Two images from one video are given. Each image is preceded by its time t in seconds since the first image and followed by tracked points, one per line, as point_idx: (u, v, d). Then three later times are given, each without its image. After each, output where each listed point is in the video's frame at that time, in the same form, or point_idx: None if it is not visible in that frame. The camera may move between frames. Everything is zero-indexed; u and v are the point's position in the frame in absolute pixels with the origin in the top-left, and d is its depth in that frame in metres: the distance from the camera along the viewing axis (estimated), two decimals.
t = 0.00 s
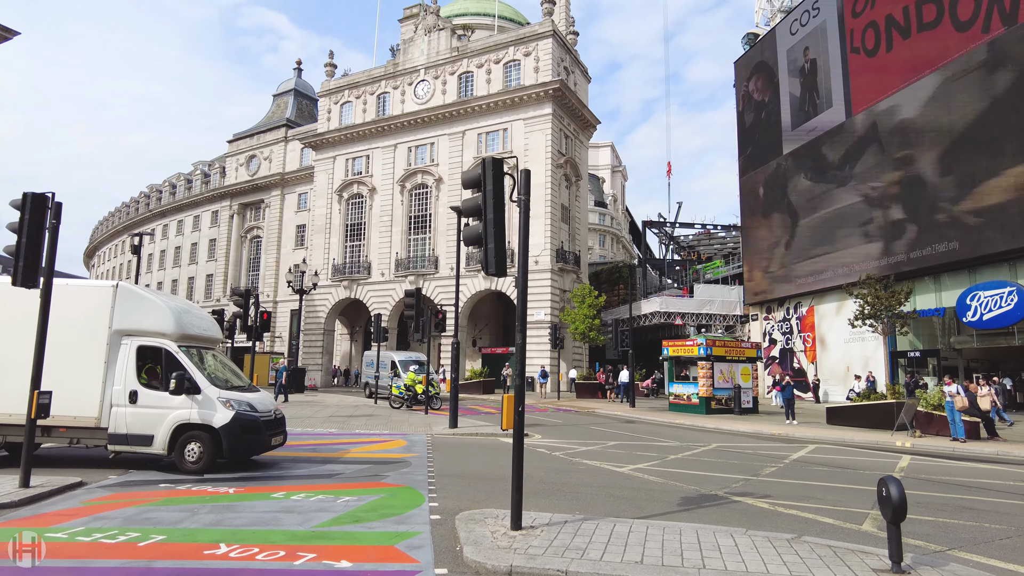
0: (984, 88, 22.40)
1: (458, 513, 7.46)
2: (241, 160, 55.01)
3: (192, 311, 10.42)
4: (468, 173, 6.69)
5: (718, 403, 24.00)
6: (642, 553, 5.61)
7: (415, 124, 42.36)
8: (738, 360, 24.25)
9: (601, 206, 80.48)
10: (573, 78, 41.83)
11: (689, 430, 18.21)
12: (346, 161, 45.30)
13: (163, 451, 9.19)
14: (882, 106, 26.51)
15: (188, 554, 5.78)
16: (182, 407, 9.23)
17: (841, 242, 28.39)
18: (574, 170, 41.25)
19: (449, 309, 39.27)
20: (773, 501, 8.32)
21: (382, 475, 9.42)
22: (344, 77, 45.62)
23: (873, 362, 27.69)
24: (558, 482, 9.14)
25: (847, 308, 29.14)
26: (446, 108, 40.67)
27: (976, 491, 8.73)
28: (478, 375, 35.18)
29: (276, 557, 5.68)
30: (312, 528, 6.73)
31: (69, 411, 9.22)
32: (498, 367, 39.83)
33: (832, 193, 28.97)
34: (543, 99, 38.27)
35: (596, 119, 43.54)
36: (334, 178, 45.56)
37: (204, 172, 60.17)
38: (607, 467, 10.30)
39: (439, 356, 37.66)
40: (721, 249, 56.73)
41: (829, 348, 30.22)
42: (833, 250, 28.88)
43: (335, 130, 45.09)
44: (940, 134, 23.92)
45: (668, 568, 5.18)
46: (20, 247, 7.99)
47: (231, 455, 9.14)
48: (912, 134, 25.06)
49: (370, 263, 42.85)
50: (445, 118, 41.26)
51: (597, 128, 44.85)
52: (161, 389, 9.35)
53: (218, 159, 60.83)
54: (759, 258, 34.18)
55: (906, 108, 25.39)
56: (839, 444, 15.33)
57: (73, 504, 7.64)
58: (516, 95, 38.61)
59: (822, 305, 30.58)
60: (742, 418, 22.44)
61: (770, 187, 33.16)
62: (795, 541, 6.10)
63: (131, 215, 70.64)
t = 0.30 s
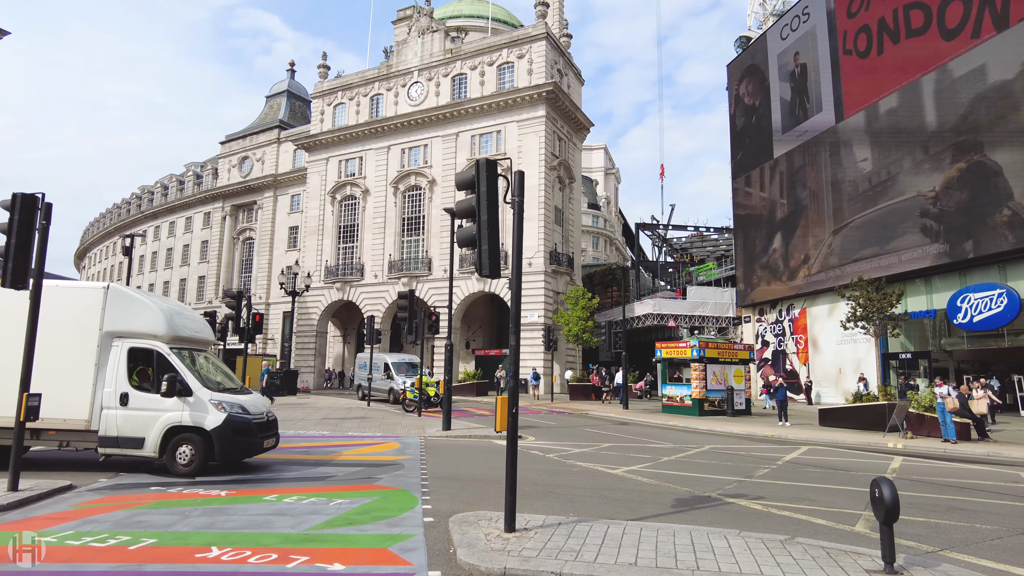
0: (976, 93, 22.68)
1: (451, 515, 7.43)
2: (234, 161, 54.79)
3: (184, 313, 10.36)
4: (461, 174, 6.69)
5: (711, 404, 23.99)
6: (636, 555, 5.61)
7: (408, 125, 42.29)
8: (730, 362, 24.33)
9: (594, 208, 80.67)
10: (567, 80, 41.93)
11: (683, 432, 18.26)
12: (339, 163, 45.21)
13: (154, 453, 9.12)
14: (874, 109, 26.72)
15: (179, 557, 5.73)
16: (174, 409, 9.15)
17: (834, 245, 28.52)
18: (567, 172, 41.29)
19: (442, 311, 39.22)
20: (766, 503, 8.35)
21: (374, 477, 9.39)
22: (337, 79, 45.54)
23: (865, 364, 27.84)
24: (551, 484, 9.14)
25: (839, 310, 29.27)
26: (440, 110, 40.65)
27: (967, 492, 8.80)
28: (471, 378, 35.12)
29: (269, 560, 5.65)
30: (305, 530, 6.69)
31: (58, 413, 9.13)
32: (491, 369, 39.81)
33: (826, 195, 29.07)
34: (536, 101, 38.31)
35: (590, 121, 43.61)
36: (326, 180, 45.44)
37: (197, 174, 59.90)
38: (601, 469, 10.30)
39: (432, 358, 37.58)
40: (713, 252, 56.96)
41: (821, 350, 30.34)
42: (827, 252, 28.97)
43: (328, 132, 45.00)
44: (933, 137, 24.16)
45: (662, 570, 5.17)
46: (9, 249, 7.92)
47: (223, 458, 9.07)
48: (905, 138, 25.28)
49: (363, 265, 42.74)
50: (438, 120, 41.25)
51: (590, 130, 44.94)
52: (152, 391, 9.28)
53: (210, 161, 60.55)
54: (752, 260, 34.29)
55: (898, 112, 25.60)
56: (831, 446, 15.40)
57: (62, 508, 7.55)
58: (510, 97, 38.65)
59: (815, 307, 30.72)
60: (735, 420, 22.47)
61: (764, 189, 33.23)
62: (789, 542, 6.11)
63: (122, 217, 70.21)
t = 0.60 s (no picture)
0: (964, 95, 22.86)
1: (444, 517, 7.41)
2: (226, 161, 54.53)
3: (175, 313, 10.29)
4: (454, 174, 6.68)
5: (703, 405, 24.06)
6: (629, 555, 5.61)
7: (401, 126, 42.19)
8: (722, 363, 24.38)
9: (587, 209, 80.85)
10: (560, 81, 41.98)
11: (676, 433, 18.32)
12: (331, 163, 45.06)
13: (144, 455, 9.05)
14: (865, 111, 26.91)
15: (170, 559, 5.68)
16: (164, 410, 9.07)
17: (825, 245, 28.69)
18: (560, 172, 41.30)
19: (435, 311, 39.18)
20: (758, 503, 8.38)
21: (367, 479, 9.36)
22: (330, 79, 45.40)
23: (856, 365, 28.02)
24: (544, 484, 9.13)
25: (830, 311, 29.42)
26: (432, 110, 40.60)
27: (957, 492, 8.87)
28: (463, 378, 35.11)
29: (260, 562, 5.61)
30: (296, 532, 6.65)
31: (47, 415, 9.05)
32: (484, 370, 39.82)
33: (816, 195, 29.24)
34: (529, 102, 38.33)
35: (583, 123, 43.68)
36: (319, 180, 45.30)
37: (188, 174, 59.58)
38: (594, 469, 10.32)
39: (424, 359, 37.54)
40: (706, 253, 57.16)
41: (812, 351, 30.51)
42: (818, 253, 29.14)
43: (320, 132, 44.86)
44: (922, 139, 24.37)
45: (654, 571, 5.18)
46: None
47: (214, 459, 9.01)
48: (895, 138, 25.48)
49: (355, 266, 42.62)
50: (431, 120, 41.18)
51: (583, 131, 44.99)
52: (142, 392, 9.20)
53: (202, 161, 60.25)
54: (744, 260, 34.45)
55: (888, 113, 25.80)
56: (823, 446, 15.49)
57: (50, 510, 7.47)
58: (503, 98, 38.64)
59: (806, 308, 30.87)
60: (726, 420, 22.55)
61: (755, 190, 33.41)
62: (781, 542, 6.13)
63: (113, 217, 69.78)
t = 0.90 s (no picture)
0: (943, 99, 23.23)
1: (426, 517, 7.38)
2: (209, 160, 54.01)
3: (156, 314, 10.16)
4: (438, 174, 6.67)
5: (687, 405, 24.19)
6: (610, 555, 5.62)
7: (386, 125, 42.03)
8: (706, 363, 24.53)
9: (572, 210, 81.11)
10: (546, 82, 42.07)
11: (660, 432, 18.41)
12: (315, 163, 44.78)
13: (123, 457, 8.92)
14: (846, 114, 27.23)
15: (147, 562, 5.60)
16: (144, 412, 8.96)
17: (807, 247, 29.02)
18: (546, 173, 41.31)
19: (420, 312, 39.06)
20: (740, 502, 8.43)
21: (350, 480, 9.31)
22: (314, 78, 45.13)
23: (838, 365, 28.33)
24: (527, 485, 9.13)
25: (812, 311, 29.73)
26: (418, 110, 40.50)
27: (935, 489, 8.99)
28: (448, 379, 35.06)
29: (240, 564, 5.55)
30: (278, 533, 6.60)
31: (23, 417, 8.90)
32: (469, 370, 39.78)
33: (798, 198, 29.55)
34: (514, 103, 38.37)
35: (568, 124, 43.81)
36: (303, 180, 45.01)
37: (170, 173, 58.94)
38: (578, 469, 10.32)
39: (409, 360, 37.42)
40: (690, 254, 57.52)
41: (795, 351, 30.81)
42: (800, 255, 29.45)
43: (304, 131, 44.58)
44: (901, 142, 24.74)
45: (636, 570, 5.19)
46: None
47: (195, 461, 8.91)
48: (874, 142, 25.85)
49: (339, 266, 42.39)
50: (416, 120, 41.07)
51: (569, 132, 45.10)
52: (122, 394, 9.08)
53: (184, 159, 59.63)
54: (727, 261, 34.72)
55: (868, 117, 26.17)
56: (805, 445, 15.63)
57: (26, 514, 7.35)
58: (488, 98, 38.64)
59: (788, 308, 31.16)
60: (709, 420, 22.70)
61: (738, 192, 33.69)
62: (761, 541, 6.17)
63: (93, 215, 68.81)
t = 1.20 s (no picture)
0: (904, 104, 23.85)
1: (392, 519, 7.33)
2: (174, 157, 52.88)
3: (115, 315, 9.91)
4: (405, 174, 6.63)
5: (654, 404, 24.44)
6: (574, 554, 5.64)
7: (356, 124, 41.65)
8: (673, 363, 24.82)
9: (544, 211, 81.35)
10: (517, 83, 42.14)
11: (626, 432, 18.57)
12: (283, 161, 44.20)
13: (79, 461, 8.68)
14: (811, 118, 27.74)
15: (102, 569, 5.46)
16: (102, 414, 8.72)
17: (773, 249, 29.48)
18: (517, 174, 41.34)
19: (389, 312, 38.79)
20: (703, 500, 8.54)
21: (316, 482, 9.20)
22: (283, 75, 44.54)
23: (802, 364, 28.85)
24: (495, 485, 9.12)
25: (777, 312, 30.22)
26: (388, 109, 40.21)
27: (890, 485, 9.23)
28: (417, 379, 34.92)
29: (199, 569, 5.44)
30: (239, 538, 6.49)
31: None
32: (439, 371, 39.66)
33: (764, 200, 29.97)
34: (485, 103, 38.36)
35: (539, 125, 43.96)
36: (270, 178, 44.38)
37: (133, 170, 57.59)
38: (545, 469, 10.35)
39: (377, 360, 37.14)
40: (659, 255, 58.15)
41: (760, 351, 31.32)
42: (766, 256, 29.90)
43: (272, 128, 43.96)
44: (864, 146, 25.31)
45: (598, 569, 5.22)
46: None
47: (155, 465, 8.70)
48: (838, 145, 26.40)
49: (307, 265, 41.87)
50: (387, 119, 40.77)
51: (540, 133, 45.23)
52: (79, 396, 8.84)
53: (148, 156, 58.31)
54: (695, 262, 35.08)
55: (832, 121, 26.70)
56: (767, 443, 15.91)
57: None
58: (459, 98, 38.56)
59: (754, 309, 31.65)
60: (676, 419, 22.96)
61: (706, 193, 34.03)
62: (722, 538, 6.26)
63: (51, 212, 66.82)
